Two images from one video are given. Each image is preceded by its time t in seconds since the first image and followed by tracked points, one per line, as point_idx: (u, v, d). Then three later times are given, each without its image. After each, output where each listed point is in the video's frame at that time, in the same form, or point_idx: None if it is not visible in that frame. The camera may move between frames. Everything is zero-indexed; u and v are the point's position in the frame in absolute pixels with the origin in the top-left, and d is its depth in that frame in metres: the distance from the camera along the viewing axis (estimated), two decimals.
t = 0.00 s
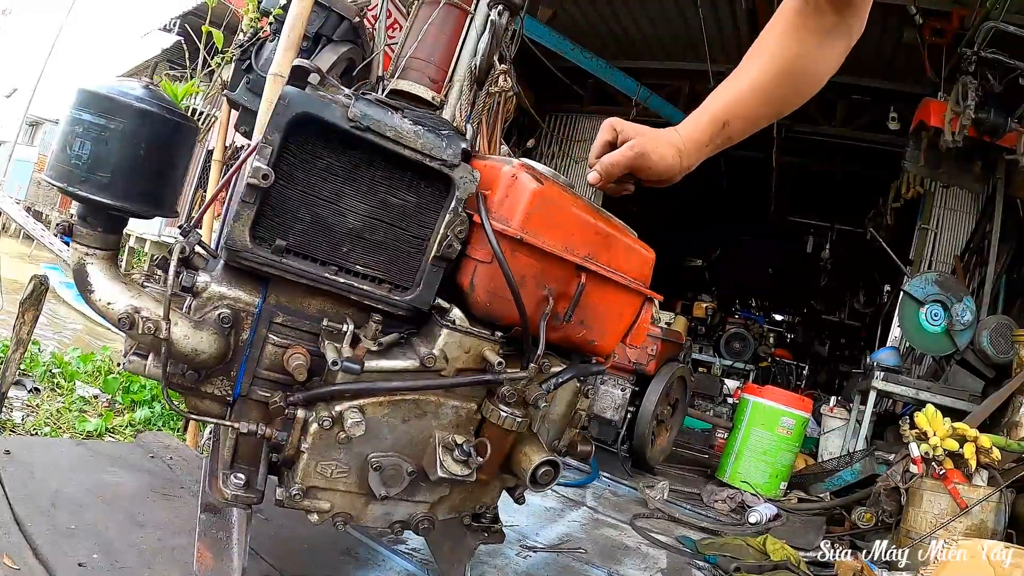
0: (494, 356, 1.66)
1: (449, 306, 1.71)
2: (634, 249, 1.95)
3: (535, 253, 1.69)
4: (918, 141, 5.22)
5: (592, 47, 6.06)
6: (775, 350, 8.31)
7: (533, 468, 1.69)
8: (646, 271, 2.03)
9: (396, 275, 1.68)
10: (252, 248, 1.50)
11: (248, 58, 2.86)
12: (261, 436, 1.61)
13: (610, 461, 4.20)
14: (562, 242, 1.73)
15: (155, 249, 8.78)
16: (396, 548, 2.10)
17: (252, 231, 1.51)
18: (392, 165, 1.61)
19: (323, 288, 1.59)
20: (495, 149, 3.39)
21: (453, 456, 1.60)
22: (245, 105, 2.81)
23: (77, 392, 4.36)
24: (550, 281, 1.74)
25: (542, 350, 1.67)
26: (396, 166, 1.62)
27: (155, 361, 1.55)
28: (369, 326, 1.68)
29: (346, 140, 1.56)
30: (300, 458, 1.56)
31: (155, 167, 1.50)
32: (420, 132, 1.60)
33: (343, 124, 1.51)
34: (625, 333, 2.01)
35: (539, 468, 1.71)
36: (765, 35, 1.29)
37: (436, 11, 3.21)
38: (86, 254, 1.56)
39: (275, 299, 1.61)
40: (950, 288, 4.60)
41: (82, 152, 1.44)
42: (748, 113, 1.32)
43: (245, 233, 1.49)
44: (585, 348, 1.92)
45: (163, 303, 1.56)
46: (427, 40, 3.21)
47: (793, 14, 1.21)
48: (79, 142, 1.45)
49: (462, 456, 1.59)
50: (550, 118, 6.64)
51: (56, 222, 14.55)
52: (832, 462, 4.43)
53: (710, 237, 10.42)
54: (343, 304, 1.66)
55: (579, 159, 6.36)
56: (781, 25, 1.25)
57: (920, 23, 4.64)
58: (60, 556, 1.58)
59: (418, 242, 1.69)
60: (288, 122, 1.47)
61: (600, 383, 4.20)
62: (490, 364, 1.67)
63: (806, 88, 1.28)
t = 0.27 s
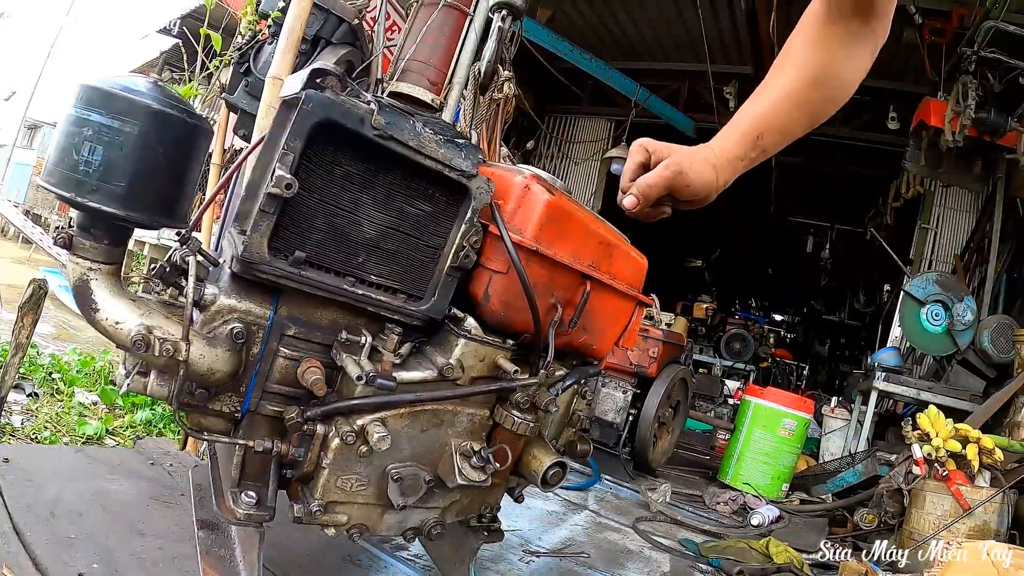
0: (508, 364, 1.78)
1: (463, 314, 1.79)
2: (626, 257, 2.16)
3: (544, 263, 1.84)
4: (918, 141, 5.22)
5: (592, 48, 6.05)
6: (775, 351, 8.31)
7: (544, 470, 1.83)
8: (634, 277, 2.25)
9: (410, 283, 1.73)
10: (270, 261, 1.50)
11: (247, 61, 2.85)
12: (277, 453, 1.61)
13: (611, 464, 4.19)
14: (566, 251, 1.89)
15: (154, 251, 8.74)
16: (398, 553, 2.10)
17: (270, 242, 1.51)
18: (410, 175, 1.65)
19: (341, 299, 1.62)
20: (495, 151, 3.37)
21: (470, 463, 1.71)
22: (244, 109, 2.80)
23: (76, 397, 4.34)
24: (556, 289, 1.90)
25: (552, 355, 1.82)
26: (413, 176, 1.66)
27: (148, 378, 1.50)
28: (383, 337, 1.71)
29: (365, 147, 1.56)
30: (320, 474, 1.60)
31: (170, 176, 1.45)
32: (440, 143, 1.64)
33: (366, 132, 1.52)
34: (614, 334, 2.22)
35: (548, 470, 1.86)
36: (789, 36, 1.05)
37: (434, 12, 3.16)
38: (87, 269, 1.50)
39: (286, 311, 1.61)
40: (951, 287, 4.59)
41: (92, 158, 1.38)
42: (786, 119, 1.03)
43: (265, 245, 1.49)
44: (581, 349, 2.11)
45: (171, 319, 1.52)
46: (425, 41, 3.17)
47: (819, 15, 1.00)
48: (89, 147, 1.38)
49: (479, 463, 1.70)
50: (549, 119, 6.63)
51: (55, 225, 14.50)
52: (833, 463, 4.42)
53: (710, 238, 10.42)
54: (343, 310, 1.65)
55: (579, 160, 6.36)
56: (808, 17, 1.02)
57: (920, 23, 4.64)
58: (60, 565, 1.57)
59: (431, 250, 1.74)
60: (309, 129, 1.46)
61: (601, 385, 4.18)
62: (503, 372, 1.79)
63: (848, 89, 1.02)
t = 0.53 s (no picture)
0: (513, 366, 1.84)
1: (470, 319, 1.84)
2: (617, 262, 2.25)
3: (547, 269, 1.91)
4: (917, 140, 5.22)
5: (591, 49, 6.06)
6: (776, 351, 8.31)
7: (548, 465, 1.89)
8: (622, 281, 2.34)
9: (420, 290, 1.77)
10: (292, 271, 1.48)
11: (247, 65, 2.86)
12: (294, 463, 1.62)
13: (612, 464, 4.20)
14: (566, 257, 1.97)
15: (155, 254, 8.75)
16: (399, 556, 2.11)
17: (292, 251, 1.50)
18: (425, 184, 1.69)
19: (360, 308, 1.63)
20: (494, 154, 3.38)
21: (480, 462, 1.73)
22: (244, 112, 2.81)
23: (78, 400, 4.34)
24: (556, 293, 1.97)
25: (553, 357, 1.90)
26: (427, 185, 1.69)
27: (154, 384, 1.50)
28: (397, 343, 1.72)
29: (384, 156, 1.58)
30: (339, 480, 1.58)
31: (193, 185, 1.46)
32: (454, 154, 1.69)
33: (388, 141, 1.53)
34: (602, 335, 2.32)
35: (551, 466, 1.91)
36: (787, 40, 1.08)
37: (433, 16, 3.18)
38: (98, 284, 1.46)
39: (299, 320, 1.59)
40: (950, 287, 4.60)
41: (116, 167, 1.37)
42: (787, 118, 1.03)
43: (286, 254, 1.47)
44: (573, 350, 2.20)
45: (185, 335, 1.49)
46: (424, 45, 3.19)
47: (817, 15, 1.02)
48: (111, 154, 1.37)
49: (489, 462, 1.73)
50: (549, 120, 6.64)
51: (55, 227, 14.49)
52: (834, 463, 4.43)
53: (710, 238, 10.43)
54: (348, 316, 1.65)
55: (579, 162, 6.36)
56: (805, 18, 1.05)
57: (918, 23, 4.65)
58: (64, 568, 1.58)
59: (440, 258, 1.79)
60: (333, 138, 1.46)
61: (602, 386, 4.22)
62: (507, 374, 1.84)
63: (845, 88, 1.04)
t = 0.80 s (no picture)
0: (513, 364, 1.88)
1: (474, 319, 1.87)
2: (603, 267, 2.34)
3: (545, 270, 1.98)
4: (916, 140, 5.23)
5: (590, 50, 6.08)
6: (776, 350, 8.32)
7: (543, 460, 1.94)
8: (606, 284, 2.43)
9: (427, 292, 1.80)
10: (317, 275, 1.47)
11: (249, 68, 2.88)
12: (310, 465, 1.61)
13: (612, 464, 4.21)
14: (561, 259, 2.05)
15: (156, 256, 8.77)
16: (401, 553, 2.13)
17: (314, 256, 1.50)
18: (439, 190, 1.72)
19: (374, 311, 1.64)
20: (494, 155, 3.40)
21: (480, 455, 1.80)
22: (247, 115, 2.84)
23: (80, 401, 4.37)
24: (551, 294, 2.05)
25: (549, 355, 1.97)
26: (439, 190, 1.72)
27: (160, 384, 1.50)
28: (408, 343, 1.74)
29: (404, 163, 1.61)
30: (355, 481, 1.60)
31: (238, 188, 1.37)
32: (469, 161, 1.73)
33: (411, 148, 1.56)
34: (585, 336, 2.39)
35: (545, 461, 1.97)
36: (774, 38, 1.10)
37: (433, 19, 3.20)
38: (124, 292, 1.41)
39: (312, 320, 1.57)
40: (949, 286, 4.61)
41: (159, 172, 1.26)
42: (774, 114, 1.05)
43: (310, 259, 1.45)
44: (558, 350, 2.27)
45: (209, 342, 1.45)
46: (423, 47, 3.19)
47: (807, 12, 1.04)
48: (154, 156, 1.26)
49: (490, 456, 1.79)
50: (549, 122, 6.66)
51: (56, 230, 14.52)
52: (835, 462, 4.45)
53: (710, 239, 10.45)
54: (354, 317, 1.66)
55: (579, 163, 6.39)
56: (794, 15, 1.07)
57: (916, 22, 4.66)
58: (71, 567, 1.60)
59: (448, 261, 1.83)
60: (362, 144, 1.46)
61: (602, 386, 4.25)
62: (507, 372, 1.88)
63: (834, 85, 1.05)
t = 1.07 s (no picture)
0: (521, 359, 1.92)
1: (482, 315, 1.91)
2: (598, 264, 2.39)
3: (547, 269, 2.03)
4: (921, 137, 5.22)
5: (594, 48, 6.09)
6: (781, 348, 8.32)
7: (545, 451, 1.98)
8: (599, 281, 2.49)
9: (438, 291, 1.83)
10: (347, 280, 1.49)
11: (256, 68, 2.90)
12: (333, 466, 1.62)
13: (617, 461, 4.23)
14: (562, 257, 2.09)
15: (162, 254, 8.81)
16: (409, 548, 2.16)
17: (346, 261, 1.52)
18: (454, 193, 1.76)
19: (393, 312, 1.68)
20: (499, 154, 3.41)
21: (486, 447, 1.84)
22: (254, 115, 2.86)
23: (89, 399, 4.40)
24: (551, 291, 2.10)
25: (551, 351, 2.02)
26: (455, 191, 1.75)
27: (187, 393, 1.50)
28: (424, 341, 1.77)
29: (427, 166, 1.63)
30: (378, 479, 1.62)
31: (281, 196, 1.41)
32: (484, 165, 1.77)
33: (437, 152, 1.59)
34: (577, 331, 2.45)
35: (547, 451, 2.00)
36: (776, 35, 1.11)
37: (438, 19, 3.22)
38: (162, 302, 1.41)
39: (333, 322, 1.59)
40: (954, 284, 4.61)
41: (215, 178, 1.28)
42: (774, 113, 1.07)
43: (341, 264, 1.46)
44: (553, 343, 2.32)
45: (246, 350, 1.47)
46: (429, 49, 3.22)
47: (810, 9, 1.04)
48: (208, 163, 1.27)
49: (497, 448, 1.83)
50: (553, 120, 6.67)
51: (63, 228, 14.59)
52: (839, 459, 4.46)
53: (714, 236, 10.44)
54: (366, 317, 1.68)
55: (583, 161, 6.40)
56: (796, 12, 1.07)
57: (920, 20, 4.66)
58: (85, 561, 1.63)
59: (458, 260, 1.86)
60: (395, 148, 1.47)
61: (607, 383, 4.28)
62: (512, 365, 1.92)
63: (834, 82, 1.07)
